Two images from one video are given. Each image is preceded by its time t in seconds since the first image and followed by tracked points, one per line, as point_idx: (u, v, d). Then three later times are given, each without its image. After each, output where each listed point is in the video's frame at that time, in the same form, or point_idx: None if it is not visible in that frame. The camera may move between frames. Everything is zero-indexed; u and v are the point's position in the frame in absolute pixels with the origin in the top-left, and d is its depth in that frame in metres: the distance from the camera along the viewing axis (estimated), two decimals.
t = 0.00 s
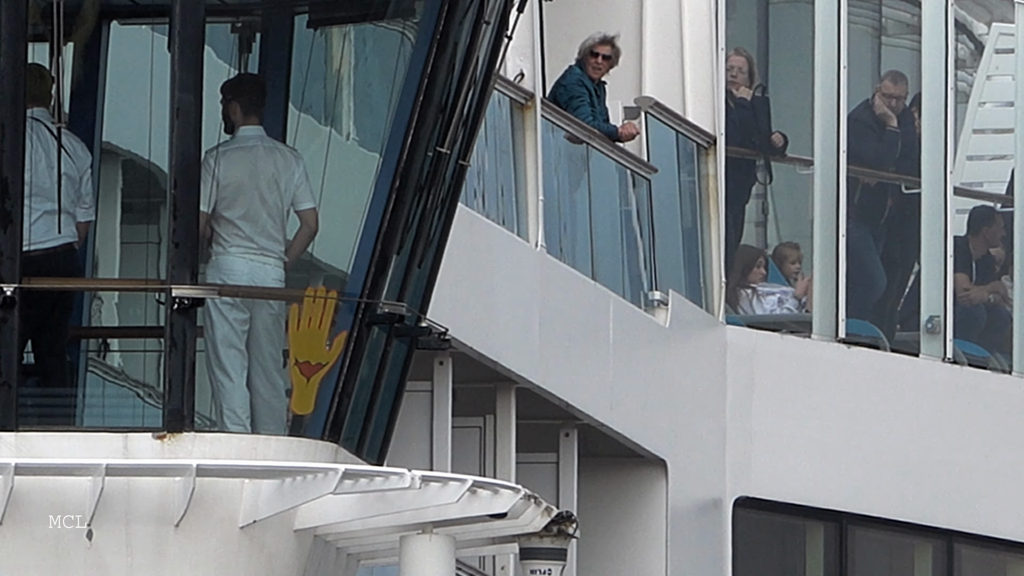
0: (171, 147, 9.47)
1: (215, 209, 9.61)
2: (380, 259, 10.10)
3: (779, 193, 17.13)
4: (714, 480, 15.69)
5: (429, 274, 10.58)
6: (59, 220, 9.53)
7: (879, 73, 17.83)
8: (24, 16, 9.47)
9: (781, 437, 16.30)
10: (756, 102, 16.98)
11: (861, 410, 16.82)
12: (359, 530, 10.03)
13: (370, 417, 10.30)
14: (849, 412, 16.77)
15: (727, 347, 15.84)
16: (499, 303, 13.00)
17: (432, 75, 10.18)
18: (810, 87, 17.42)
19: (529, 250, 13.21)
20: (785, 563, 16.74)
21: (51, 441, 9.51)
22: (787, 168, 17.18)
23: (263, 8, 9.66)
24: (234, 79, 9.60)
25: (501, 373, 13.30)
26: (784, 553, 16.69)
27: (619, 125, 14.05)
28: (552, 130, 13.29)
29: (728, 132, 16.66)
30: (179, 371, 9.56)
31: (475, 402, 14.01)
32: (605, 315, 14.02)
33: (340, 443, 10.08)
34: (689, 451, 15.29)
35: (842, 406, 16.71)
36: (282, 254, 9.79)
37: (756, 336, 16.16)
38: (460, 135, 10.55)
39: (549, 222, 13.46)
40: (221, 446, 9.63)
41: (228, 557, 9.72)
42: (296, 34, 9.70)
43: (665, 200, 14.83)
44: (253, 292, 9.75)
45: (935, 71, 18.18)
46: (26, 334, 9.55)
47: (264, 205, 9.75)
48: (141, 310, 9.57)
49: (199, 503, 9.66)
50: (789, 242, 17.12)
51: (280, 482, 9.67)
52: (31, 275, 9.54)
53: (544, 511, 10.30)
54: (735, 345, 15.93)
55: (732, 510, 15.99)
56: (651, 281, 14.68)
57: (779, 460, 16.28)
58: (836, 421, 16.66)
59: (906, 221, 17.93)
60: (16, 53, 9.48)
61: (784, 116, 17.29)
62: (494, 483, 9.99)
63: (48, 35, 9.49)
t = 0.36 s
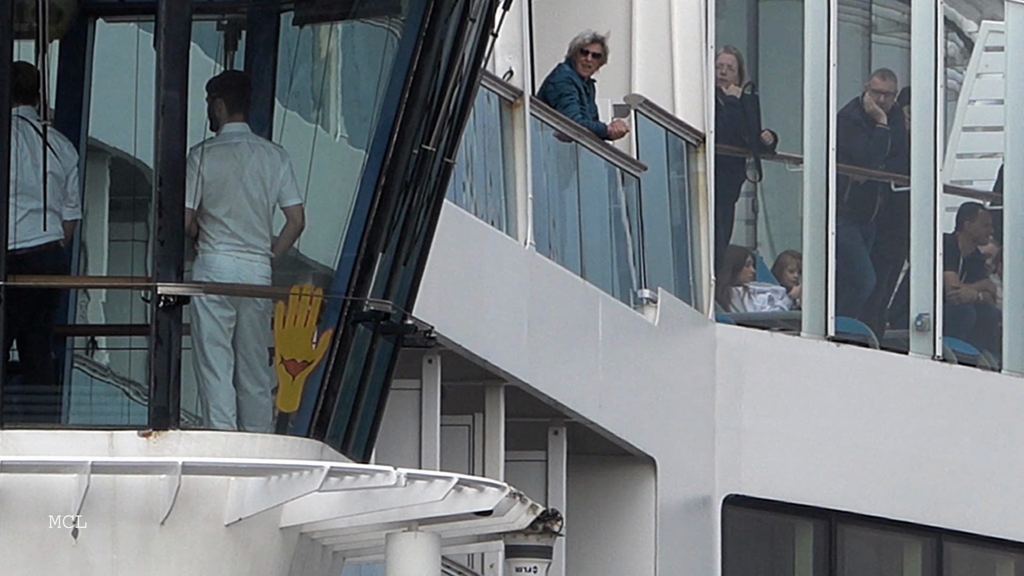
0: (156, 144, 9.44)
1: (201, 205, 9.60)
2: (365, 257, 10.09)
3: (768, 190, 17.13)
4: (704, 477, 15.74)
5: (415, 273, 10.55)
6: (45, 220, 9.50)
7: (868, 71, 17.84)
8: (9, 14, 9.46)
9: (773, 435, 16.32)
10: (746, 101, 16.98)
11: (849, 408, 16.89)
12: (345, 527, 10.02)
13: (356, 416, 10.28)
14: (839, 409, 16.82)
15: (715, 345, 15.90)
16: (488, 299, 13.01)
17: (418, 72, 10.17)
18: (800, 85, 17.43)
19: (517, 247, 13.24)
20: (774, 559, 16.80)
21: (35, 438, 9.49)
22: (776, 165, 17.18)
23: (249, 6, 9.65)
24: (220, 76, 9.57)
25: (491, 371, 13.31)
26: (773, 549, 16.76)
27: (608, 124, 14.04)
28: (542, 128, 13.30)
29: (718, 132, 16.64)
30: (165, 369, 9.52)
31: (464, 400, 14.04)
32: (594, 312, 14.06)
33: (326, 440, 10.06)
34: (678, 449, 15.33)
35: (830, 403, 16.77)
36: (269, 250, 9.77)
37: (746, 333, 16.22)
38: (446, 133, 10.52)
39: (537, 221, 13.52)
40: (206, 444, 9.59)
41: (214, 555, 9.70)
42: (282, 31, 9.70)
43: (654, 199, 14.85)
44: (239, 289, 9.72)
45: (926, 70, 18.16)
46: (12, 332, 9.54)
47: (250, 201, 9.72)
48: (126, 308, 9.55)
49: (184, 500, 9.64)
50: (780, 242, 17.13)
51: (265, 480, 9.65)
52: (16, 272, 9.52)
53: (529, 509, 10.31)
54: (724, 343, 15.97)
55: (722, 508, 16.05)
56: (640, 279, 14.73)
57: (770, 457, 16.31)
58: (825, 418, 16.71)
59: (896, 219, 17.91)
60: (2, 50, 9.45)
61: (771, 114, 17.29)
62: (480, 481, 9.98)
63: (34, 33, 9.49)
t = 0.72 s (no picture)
0: (142, 142, 9.41)
1: (186, 203, 9.58)
2: (350, 256, 10.06)
3: (759, 188, 17.11)
4: (694, 476, 15.74)
5: (399, 272, 10.54)
6: (30, 217, 9.52)
7: (858, 69, 17.83)
8: None
9: (762, 434, 16.34)
10: (735, 100, 17.00)
11: (840, 406, 16.91)
12: (330, 525, 10.00)
13: (341, 414, 10.27)
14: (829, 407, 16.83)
15: (705, 343, 15.88)
16: (476, 296, 13.00)
17: (404, 70, 10.15)
18: (790, 82, 17.41)
19: (506, 245, 13.24)
20: (764, 558, 16.81)
21: (21, 436, 9.50)
22: (765, 164, 17.18)
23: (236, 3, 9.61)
24: (205, 73, 9.54)
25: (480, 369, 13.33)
26: (763, 547, 16.77)
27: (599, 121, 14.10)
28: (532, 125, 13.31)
29: (708, 130, 16.64)
30: (150, 367, 9.50)
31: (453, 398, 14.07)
32: (583, 310, 14.07)
33: (311, 438, 10.04)
34: (666, 448, 15.35)
35: (821, 403, 16.77)
36: (255, 248, 9.76)
37: (735, 332, 16.22)
38: (432, 131, 10.50)
39: (527, 220, 13.52)
40: (192, 442, 9.57)
41: (199, 553, 9.67)
42: (268, 29, 9.66)
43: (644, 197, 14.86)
44: (226, 287, 9.70)
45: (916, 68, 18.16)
46: None
47: (236, 199, 9.70)
48: (111, 305, 9.51)
49: (170, 498, 9.59)
50: (769, 241, 17.13)
51: (251, 478, 9.62)
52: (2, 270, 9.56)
53: (514, 507, 10.34)
54: (714, 342, 15.98)
55: (713, 506, 16.04)
56: (629, 277, 14.72)
57: (759, 455, 16.31)
58: (816, 417, 16.72)
59: (885, 218, 17.93)
60: None
61: (761, 111, 17.27)
62: (465, 478, 9.97)
63: (19, 30, 9.51)
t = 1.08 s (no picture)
0: (127, 139, 9.43)
1: (171, 201, 9.58)
2: (336, 254, 10.03)
3: (748, 187, 17.12)
4: (683, 473, 15.75)
5: (385, 270, 10.50)
6: (14, 215, 9.48)
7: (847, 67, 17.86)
8: None
9: (751, 432, 16.36)
10: (724, 97, 17.06)
11: (830, 404, 16.93)
12: (316, 523, 9.99)
13: (327, 412, 10.26)
14: (818, 405, 16.84)
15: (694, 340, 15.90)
16: (465, 295, 13.00)
17: (389, 67, 10.12)
18: (779, 80, 17.43)
19: (495, 243, 13.26)
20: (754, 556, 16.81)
21: (6, 434, 9.48)
22: (754, 162, 17.18)
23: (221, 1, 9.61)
24: (190, 71, 9.54)
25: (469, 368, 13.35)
26: (755, 548, 16.75)
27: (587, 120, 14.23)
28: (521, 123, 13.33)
29: (697, 127, 16.72)
30: (136, 365, 9.51)
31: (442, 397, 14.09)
32: (571, 308, 14.09)
33: (297, 436, 10.04)
34: (655, 446, 15.36)
35: (810, 401, 16.79)
36: (239, 245, 9.75)
37: (724, 330, 16.23)
38: (418, 128, 10.47)
39: (516, 218, 13.54)
40: (178, 439, 9.59)
41: (185, 550, 9.65)
42: (253, 27, 9.66)
43: (633, 194, 14.91)
44: (211, 285, 9.69)
45: (903, 66, 18.21)
46: None
47: (220, 197, 9.71)
48: (96, 303, 9.50)
49: (156, 496, 9.58)
50: (760, 239, 17.15)
51: (236, 475, 9.60)
52: None
53: (501, 505, 10.30)
54: (703, 339, 16.00)
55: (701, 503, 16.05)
56: (618, 275, 14.77)
57: (749, 453, 16.33)
58: (806, 415, 16.74)
59: (875, 217, 17.93)
60: None
61: (749, 108, 17.29)
62: (451, 476, 9.93)
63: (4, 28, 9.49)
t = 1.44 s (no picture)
0: (112, 136, 9.38)
1: (155, 199, 9.53)
2: (321, 251, 10.05)
3: (738, 186, 17.11)
4: (672, 472, 15.75)
5: (369, 267, 10.54)
6: None
7: (837, 66, 17.84)
8: None
9: (741, 431, 16.35)
10: (713, 95, 16.99)
11: (819, 403, 16.93)
12: (300, 520, 9.96)
13: (312, 409, 10.28)
14: (807, 404, 16.84)
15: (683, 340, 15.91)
16: (453, 293, 13.00)
17: (374, 66, 10.14)
18: (768, 78, 17.44)
19: (483, 242, 13.25)
20: (742, 555, 16.83)
21: None
22: (743, 161, 17.14)
23: None
24: (174, 69, 9.50)
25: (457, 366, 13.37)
26: (742, 545, 16.79)
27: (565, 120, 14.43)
28: (509, 121, 13.34)
29: (687, 126, 16.70)
30: (122, 363, 9.48)
31: (430, 394, 14.11)
32: (559, 307, 14.10)
33: (282, 434, 10.05)
34: (643, 444, 15.37)
35: (799, 400, 16.79)
36: (223, 242, 9.74)
37: (714, 329, 16.22)
38: (403, 126, 10.48)
39: (506, 217, 13.56)
40: (162, 437, 9.56)
41: (170, 548, 9.62)
42: (238, 24, 9.62)
43: (620, 193, 14.92)
44: (196, 283, 9.67)
45: (893, 64, 18.19)
46: None
47: (204, 194, 9.69)
48: (81, 301, 9.47)
49: (141, 494, 9.53)
50: (750, 238, 17.15)
51: (221, 473, 9.57)
52: None
53: (486, 503, 10.29)
54: (692, 338, 15.99)
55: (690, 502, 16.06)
56: (606, 274, 14.74)
57: (739, 452, 16.32)
58: (795, 414, 16.74)
59: (863, 215, 17.95)
60: None
61: (738, 106, 17.28)
62: (436, 474, 9.94)
63: None
